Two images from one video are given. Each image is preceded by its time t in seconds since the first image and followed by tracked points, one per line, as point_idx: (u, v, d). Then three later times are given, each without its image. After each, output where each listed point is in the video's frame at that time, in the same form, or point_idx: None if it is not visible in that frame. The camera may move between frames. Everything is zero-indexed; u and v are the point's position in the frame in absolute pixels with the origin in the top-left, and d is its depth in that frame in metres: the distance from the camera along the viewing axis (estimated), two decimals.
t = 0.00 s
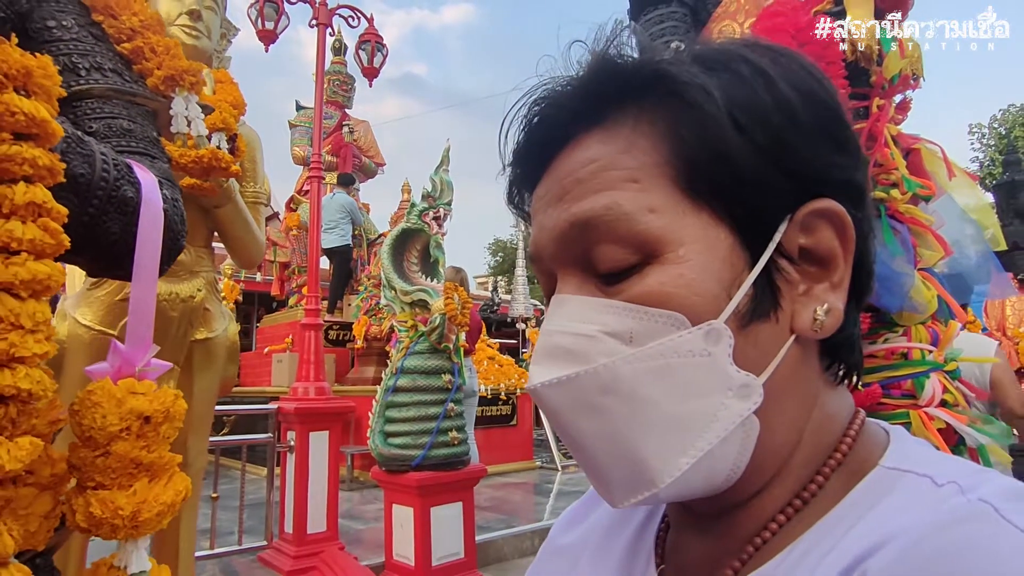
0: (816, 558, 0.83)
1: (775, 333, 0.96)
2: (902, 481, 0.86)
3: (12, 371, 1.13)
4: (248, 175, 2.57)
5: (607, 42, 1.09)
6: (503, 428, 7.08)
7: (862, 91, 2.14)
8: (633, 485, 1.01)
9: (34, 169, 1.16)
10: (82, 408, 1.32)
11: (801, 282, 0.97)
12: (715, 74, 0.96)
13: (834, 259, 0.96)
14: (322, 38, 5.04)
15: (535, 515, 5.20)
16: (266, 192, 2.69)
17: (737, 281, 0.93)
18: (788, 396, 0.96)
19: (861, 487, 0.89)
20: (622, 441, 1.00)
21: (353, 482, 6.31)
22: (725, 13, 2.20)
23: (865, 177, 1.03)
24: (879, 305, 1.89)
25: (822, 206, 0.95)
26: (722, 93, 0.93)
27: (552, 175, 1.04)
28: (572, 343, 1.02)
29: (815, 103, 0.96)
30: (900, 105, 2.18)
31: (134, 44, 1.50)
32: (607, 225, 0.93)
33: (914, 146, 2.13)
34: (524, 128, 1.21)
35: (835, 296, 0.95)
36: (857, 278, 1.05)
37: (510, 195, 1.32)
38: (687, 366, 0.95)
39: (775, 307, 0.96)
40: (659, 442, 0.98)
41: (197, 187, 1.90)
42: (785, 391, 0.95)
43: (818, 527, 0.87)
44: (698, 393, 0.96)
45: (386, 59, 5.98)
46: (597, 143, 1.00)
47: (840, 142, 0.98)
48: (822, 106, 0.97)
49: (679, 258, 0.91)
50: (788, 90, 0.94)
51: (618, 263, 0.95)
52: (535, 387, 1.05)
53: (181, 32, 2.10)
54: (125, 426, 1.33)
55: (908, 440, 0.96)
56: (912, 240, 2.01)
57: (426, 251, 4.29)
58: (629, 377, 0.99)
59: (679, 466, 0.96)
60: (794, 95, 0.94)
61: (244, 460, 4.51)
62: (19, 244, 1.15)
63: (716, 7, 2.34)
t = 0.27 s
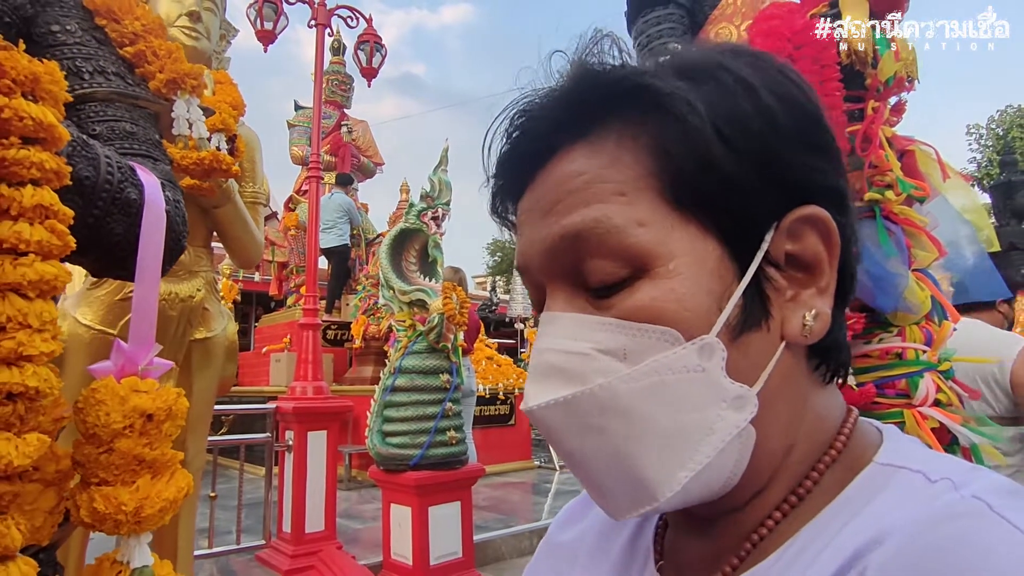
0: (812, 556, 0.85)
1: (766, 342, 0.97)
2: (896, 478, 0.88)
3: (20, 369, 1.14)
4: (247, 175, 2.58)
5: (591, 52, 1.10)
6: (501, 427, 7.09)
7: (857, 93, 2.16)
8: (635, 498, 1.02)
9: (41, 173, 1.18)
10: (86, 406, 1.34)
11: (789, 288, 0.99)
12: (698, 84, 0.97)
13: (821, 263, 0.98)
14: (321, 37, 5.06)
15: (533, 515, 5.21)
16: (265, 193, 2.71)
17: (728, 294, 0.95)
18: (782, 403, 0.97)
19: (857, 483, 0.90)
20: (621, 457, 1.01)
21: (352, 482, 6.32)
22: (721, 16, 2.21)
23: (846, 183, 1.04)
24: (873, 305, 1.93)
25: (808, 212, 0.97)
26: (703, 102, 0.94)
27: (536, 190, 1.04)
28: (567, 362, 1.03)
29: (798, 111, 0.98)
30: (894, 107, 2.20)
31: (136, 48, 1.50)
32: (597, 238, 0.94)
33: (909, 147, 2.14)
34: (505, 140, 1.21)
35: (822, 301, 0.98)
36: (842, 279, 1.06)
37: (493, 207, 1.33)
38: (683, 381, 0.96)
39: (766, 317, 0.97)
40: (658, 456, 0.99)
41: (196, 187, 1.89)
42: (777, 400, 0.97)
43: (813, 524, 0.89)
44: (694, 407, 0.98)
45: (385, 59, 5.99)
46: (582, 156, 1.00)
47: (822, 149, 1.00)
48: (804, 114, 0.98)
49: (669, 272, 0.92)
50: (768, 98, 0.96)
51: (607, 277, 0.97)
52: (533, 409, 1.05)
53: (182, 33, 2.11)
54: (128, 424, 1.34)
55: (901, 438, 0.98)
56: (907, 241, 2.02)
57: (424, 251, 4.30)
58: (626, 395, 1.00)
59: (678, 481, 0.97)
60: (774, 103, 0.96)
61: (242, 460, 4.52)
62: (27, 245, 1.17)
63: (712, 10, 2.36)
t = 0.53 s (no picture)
0: (811, 557, 0.85)
1: (768, 332, 0.98)
2: (892, 481, 0.88)
3: (19, 369, 1.15)
4: (246, 175, 2.58)
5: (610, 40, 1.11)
6: (500, 428, 7.10)
7: (853, 95, 2.16)
8: (625, 476, 1.03)
9: (41, 174, 1.18)
10: (84, 405, 1.34)
11: (794, 284, 0.99)
12: (716, 76, 0.97)
13: (828, 260, 0.98)
14: (320, 37, 5.06)
15: (531, 514, 5.22)
16: (263, 193, 2.71)
17: (733, 278, 0.95)
18: (778, 393, 0.98)
19: (854, 484, 0.91)
20: (613, 430, 1.03)
21: (350, 481, 6.32)
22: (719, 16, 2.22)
23: (857, 184, 1.04)
24: (871, 306, 1.92)
25: (814, 209, 0.97)
26: (719, 94, 0.95)
27: (549, 171, 1.06)
28: (566, 335, 1.04)
29: (813, 111, 0.98)
30: (892, 107, 2.21)
31: (134, 50, 1.50)
32: (604, 222, 0.95)
33: (905, 149, 2.17)
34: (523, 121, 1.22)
35: (827, 298, 0.98)
36: (848, 283, 1.07)
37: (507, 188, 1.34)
38: (681, 358, 0.97)
39: (770, 305, 0.98)
40: (650, 434, 1.00)
41: (192, 186, 1.86)
42: (774, 386, 0.98)
43: (812, 524, 0.89)
44: (690, 386, 0.98)
45: (383, 59, 6.00)
46: (595, 140, 1.02)
47: (834, 149, 1.00)
48: (820, 112, 0.99)
49: (676, 255, 0.93)
50: (785, 93, 0.96)
51: (614, 259, 0.97)
52: (529, 375, 1.07)
53: (181, 34, 2.11)
54: (127, 423, 1.34)
55: (896, 440, 0.98)
56: (903, 242, 2.03)
57: (423, 251, 4.31)
58: (622, 367, 1.02)
59: (669, 459, 0.98)
60: (792, 99, 0.96)
61: (240, 459, 4.52)
62: (26, 245, 1.17)
63: (709, 11, 2.36)
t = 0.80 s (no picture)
0: (823, 561, 0.84)
1: (772, 335, 0.97)
2: (903, 481, 0.88)
3: (15, 368, 1.14)
4: (245, 175, 2.58)
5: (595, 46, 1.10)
6: (499, 427, 7.10)
7: (853, 94, 2.17)
8: (638, 492, 1.02)
9: (37, 173, 1.18)
10: (82, 406, 1.34)
11: (795, 283, 0.99)
12: (705, 78, 0.97)
13: (827, 259, 0.98)
14: (319, 36, 5.05)
15: (530, 514, 5.22)
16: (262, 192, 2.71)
17: (732, 287, 0.95)
18: (786, 400, 0.98)
19: (862, 487, 0.90)
20: (627, 453, 1.01)
21: (349, 481, 6.32)
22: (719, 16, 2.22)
23: (854, 179, 1.05)
24: (869, 305, 1.92)
25: (813, 207, 0.97)
26: (712, 97, 0.95)
27: (541, 181, 1.05)
28: (572, 359, 1.04)
29: (806, 107, 0.99)
30: (891, 107, 2.21)
31: (132, 48, 1.49)
32: (599, 234, 0.94)
33: (904, 148, 2.17)
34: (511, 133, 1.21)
35: (828, 296, 0.98)
36: (849, 278, 1.07)
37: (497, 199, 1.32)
38: (688, 376, 0.96)
39: (772, 309, 0.97)
40: (663, 454, 0.99)
41: (191, 185, 1.87)
42: (781, 395, 0.97)
43: (822, 526, 0.89)
44: (699, 403, 0.98)
45: (383, 58, 5.99)
46: (586, 150, 1.01)
47: (828, 144, 1.01)
48: (812, 109, 0.99)
49: (674, 266, 0.93)
50: (777, 93, 0.96)
51: (612, 271, 0.97)
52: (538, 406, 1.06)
53: (179, 33, 2.11)
54: (124, 423, 1.34)
55: (904, 441, 0.98)
56: (902, 241, 2.03)
57: (421, 250, 4.31)
58: (630, 389, 1.01)
59: (683, 476, 0.97)
60: (784, 100, 0.96)
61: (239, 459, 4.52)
62: (22, 245, 1.17)
63: (709, 10, 2.37)
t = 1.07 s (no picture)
0: (838, 564, 0.83)
1: (777, 331, 0.96)
2: (919, 482, 0.87)
3: (7, 368, 1.13)
4: (244, 172, 2.56)
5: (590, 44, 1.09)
6: (499, 426, 7.09)
7: (856, 90, 2.16)
8: (644, 492, 1.01)
9: (29, 169, 1.17)
10: (75, 406, 1.33)
11: (801, 278, 0.98)
12: (701, 73, 0.96)
13: (833, 252, 0.97)
14: (319, 34, 5.04)
15: (531, 513, 5.21)
16: (262, 189, 2.69)
17: (736, 283, 0.94)
18: (795, 398, 0.96)
19: (878, 487, 0.89)
20: (628, 450, 1.00)
21: (349, 480, 6.32)
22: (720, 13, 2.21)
23: (858, 171, 1.04)
24: (874, 303, 1.90)
25: (818, 200, 0.96)
26: (708, 93, 0.93)
27: (541, 182, 1.04)
28: (573, 356, 1.02)
29: (806, 99, 0.97)
30: (894, 104, 2.19)
31: (128, 43, 1.50)
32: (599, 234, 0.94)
33: (907, 145, 2.16)
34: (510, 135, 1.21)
35: (835, 291, 0.97)
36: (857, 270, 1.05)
37: (500, 202, 1.32)
38: (692, 372, 0.95)
39: (777, 306, 0.96)
40: (666, 452, 0.98)
41: (190, 184, 1.86)
42: (789, 393, 0.96)
43: (835, 528, 0.88)
44: (702, 400, 0.96)
45: (383, 56, 5.97)
46: (583, 151, 1.00)
47: (830, 137, 0.99)
48: (812, 101, 0.97)
49: (676, 264, 0.92)
50: (776, 87, 0.94)
51: (613, 272, 0.96)
52: (538, 400, 1.05)
53: (177, 29, 2.09)
54: (119, 423, 1.33)
55: (917, 441, 0.97)
56: (906, 239, 2.02)
57: (422, 249, 4.29)
58: (632, 386, 0.99)
59: (687, 473, 0.96)
60: (783, 93, 0.94)
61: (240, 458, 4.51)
62: (13, 242, 1.16)
63: (711, 7, 2.36)
